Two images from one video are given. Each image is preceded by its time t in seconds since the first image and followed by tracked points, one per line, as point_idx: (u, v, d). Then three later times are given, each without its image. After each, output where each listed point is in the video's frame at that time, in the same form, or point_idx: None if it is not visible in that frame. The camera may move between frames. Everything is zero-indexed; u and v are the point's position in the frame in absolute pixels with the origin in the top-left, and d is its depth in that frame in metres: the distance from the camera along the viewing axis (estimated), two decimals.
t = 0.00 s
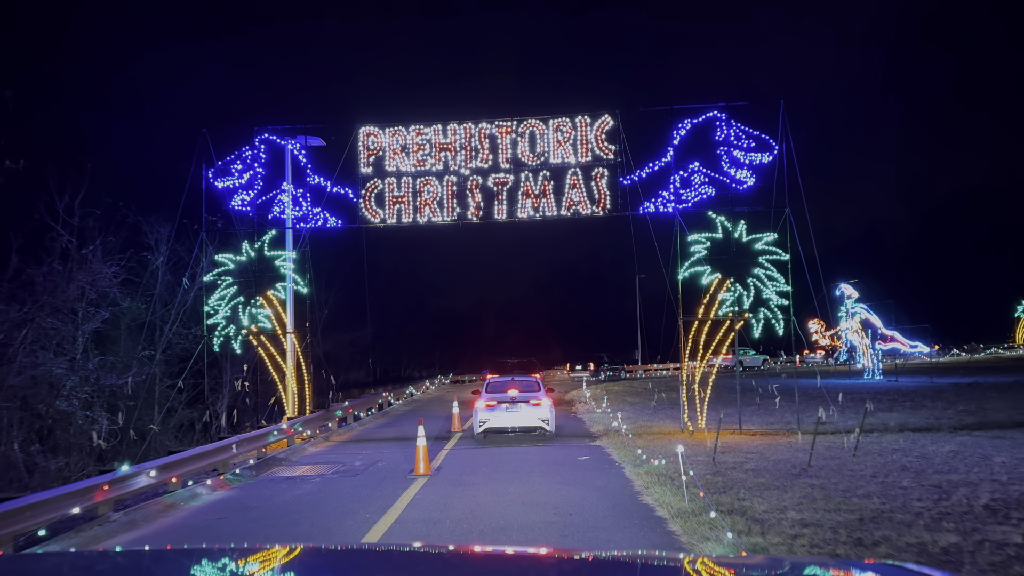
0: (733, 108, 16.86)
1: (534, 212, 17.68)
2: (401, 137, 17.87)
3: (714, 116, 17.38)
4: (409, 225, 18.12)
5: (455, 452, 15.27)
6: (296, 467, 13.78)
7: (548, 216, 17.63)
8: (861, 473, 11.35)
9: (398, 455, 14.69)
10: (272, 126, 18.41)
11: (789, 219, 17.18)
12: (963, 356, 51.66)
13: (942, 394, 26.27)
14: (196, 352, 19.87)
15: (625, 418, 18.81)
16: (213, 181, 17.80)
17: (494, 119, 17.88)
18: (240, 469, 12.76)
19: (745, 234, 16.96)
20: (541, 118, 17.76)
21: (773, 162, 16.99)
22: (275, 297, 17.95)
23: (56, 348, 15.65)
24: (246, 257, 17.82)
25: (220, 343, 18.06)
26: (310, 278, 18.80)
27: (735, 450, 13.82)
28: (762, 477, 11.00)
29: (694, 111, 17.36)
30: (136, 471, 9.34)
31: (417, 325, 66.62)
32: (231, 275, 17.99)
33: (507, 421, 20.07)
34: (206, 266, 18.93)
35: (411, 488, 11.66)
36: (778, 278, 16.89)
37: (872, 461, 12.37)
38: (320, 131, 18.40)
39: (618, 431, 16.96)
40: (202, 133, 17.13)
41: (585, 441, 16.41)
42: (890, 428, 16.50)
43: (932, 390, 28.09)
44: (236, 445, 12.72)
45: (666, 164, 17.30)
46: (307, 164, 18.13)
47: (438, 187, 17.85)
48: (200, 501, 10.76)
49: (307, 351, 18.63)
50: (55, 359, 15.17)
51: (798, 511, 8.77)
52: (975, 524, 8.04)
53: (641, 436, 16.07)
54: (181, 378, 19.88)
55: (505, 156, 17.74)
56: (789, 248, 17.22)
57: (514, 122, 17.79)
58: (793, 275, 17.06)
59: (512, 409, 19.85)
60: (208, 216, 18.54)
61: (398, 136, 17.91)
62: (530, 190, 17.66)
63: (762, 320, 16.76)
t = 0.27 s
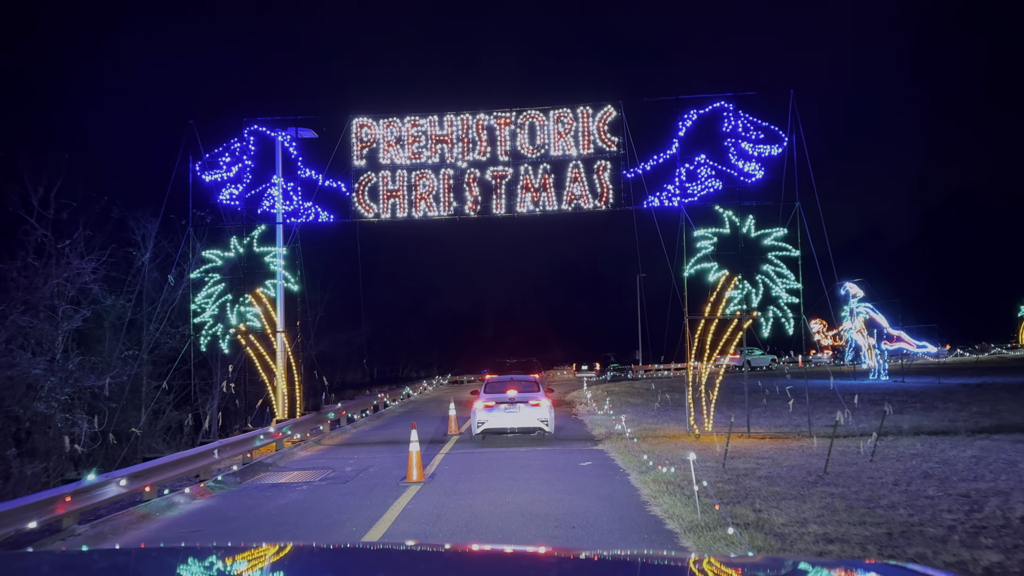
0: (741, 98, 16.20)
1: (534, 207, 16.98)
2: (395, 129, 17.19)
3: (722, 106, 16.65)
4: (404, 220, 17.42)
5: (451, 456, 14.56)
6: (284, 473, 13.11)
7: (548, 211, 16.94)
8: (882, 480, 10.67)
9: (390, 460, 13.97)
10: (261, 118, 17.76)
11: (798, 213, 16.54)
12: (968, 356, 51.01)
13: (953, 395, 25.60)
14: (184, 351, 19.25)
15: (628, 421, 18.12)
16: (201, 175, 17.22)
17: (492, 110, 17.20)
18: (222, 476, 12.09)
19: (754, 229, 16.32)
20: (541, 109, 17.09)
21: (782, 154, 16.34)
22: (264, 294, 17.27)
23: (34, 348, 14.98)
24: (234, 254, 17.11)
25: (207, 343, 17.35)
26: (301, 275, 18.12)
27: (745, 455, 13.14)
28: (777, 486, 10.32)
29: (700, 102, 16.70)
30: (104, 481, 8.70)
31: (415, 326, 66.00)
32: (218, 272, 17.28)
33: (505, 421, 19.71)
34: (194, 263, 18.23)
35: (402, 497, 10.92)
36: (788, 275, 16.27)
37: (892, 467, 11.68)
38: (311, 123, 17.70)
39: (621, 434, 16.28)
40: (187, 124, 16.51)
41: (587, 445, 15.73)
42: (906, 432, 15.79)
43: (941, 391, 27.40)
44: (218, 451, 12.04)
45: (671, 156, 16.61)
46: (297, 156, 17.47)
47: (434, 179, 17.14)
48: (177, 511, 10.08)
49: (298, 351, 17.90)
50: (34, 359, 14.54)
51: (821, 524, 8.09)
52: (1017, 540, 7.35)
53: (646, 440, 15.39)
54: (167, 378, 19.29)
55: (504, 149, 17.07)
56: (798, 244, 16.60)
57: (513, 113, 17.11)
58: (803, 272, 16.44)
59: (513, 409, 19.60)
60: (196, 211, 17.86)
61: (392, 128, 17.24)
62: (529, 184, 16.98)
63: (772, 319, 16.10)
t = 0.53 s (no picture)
0: (749, 87, 15.54)
1: (534, 201, 16.30)
2: (390, 120, 16.50)
3: (729, 96, 15.96)
4: (399, 215, 16.73)
5: (447, 462, 13.83)
6: (270, 480, 12.43)
7: (549, 206, 16.27)
8: (904, 489, 10.03)
9: (383, 466, 13.28)
10: (251, 109, 17.13)
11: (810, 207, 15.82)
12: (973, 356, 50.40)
13: (963, 396, 24.94)
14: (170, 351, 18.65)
15: (632, 425, 17.41)
16: (188, 168, 16.65)
17: (490, 101, 16.53)
18: (204, 483, 11.44)
19: (764, 225, 15.67)
20: (541, 99, 16.41)
21: (793, 145, 15.69)
22: (253, 293, 16.62)
23: (9, 348, 14.34)
24: (222, 250, 16.43)
25: (193, 343, 16.67)
26: (292, 273, 17.43)
27: (757, 461, 12.47)
28: (795, 496, 9.65)
29: (706, 92, 16.05)
30: (69, 492, 8.09)
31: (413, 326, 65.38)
32: (205, 269, 16.63)
33: (504, 422, 19.14)
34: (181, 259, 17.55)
35: (394, 507, 10.22)
36: (799, 272, 15.61)
37: (914, 474, 11.03)
38: (302, 114, 17.05)
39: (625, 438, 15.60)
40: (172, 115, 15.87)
41: (589, 449, 15.01)
42: (923, 436, 15.11)
43: (951, 392, 26.69)
44: (199, 457, 11.40)
45: (677, 148, 15.95)
46: (287, 148, 16.80)
47: (430, 173, 16.45)
48: (152, 522, 9.41)
49: (288, 351, 17.21)
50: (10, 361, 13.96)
51: (847, 540, 7.44)
52: None
53: (651, 445, 14.70)
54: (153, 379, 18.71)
55: (502, 141, 16.41)
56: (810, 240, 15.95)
57: (512, 104, 16.44)
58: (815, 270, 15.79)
59: (513, 410, 19.00)
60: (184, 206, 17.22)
61: (387, 119, 16.54)
62: (529, 177, 16.31)
63: (782, 317, 15.45)
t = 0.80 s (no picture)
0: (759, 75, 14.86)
1: (534, 194, 15.60)
2: (383, 110, 15.78)
3: (738, 85, 15.38)
4: (393, 209, 16.02)
5: (442, 468, 13.15)
6: (255, 488, 11.79)
7: (549, 199, 15.57)
8: (931, 499, 9.36)
9: (375, 472, 12.58)
10: (238, 99, 16.45)
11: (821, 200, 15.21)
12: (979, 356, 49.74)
13: (975, 398, 24.24)
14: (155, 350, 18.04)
15: (636, 428, 16.72)
16: (173, 160, 15.96)
17: (488, 90, 15.83)
18: (182, 492, 10.77)
19: (773, 219, 15.01)
20: (541, 88, 15.70)
21: (804, 136, 15.06)
22: (240, 291, 15.98)
23: None
24: (208, 245, 15.74)
25: (178, 342, 16.01)
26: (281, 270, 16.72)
27: (770, 468, 11.79)
28: (815, 507, 8.96)
29: (713, 81, 15.39)
30: (27, 505, 7.41)
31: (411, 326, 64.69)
32: (190, 266, 15.98)
33: (503, 423, 18.46)
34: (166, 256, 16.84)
35: (385, 518, 9.53)
36: (811, 268, 14.93)
37: (939, 482, 10.35)
38: (292, 104, 16.38)
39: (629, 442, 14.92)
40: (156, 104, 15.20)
41: (592, 453, 14.37)
42: (941, 440, 14.42)
43: (961, 393, 26.02)
44: (176, 465, 10.76)
45: (682, 139, 15.26)
46: (277, 139, 16.13)
47: (425, 165, 15.75)
48: (122, 535, 8.71)
49: (277, 351, 16.51)
50: None
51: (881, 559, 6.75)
52: None
53: (657, 450, 14.02)
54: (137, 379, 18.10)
55: (501, 132, 15.71)
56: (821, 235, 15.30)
57: (511, 93, 15.73)
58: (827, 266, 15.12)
59: (512, 411, 18.35)
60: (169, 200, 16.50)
61: (380, 109, 15.79)
62: (529, 169, 15.60)
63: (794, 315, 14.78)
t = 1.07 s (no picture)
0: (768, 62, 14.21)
1: (533, 187, 14.91)
2: (376, 99, 15.09)
3: (746, 73, 14.74)
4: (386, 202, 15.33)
5: (437, 474, 12.47)
6: (238, 496, 11.14)
7: (549, 192, 14.90)
8: (961, 509, 8.70)
9: (365, 479, 11.89)
10: (224, 88, 15.78)
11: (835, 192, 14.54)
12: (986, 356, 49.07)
13: (988, 399, 23.54)
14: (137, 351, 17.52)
15: (640, 431, 16.04)
16: (156, 151, 15.29)
17: (485, 78, 15.13)
18: (157, 501, 10.12)
19: (784, 212, 14.35)
20: (541, 76, 15.00)
21: (816, 126, 14.38)
22: (226, 288, 15.25)
23: None
24: (192, 240, 15.05)
25: (162, 342, 15.37)
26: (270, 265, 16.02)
27: (784, 474, 11.13)
28: (837, 519, 8.29)
29: (720, 68, 14.74)
30: None
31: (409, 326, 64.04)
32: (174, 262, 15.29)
33: (501, 423, 17.80)
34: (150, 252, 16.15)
35: (373, 530, 8.85)
36: (823, 265, 14.25)
37: (966, 491, 9.67)
38: (280, 93, 15.70)
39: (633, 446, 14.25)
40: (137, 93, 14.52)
41: (595, 458, 13.64)
42: (962, 445, 13.73)
43: (972, 394, 25.31)
44: (151, 472, 10.06)
45: (688, 129, 14.59)
46: (264, 129, 15.47)
47: (419, 156, 15.06)
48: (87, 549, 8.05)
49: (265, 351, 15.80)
50: None
51: None
52: None
53: (663, 455, 13.35)
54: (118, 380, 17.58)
55: (498, 122, 15.02)
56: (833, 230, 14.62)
57: (509, 82, 15.04)
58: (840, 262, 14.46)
59: (511, 412, 17.72)
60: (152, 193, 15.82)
61: (373, 98, 15.12)
62: (528, 161, 14.91)
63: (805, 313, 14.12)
